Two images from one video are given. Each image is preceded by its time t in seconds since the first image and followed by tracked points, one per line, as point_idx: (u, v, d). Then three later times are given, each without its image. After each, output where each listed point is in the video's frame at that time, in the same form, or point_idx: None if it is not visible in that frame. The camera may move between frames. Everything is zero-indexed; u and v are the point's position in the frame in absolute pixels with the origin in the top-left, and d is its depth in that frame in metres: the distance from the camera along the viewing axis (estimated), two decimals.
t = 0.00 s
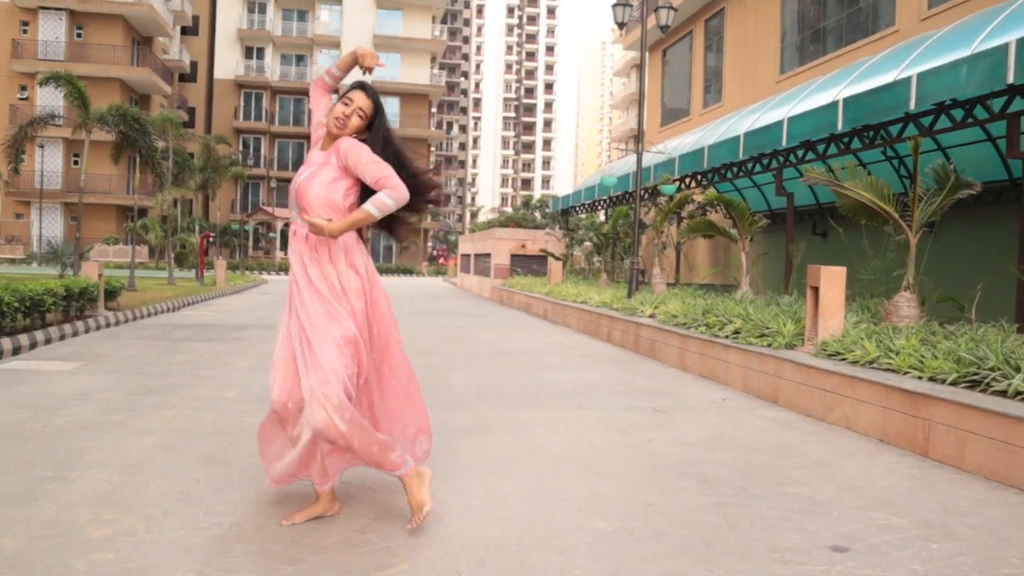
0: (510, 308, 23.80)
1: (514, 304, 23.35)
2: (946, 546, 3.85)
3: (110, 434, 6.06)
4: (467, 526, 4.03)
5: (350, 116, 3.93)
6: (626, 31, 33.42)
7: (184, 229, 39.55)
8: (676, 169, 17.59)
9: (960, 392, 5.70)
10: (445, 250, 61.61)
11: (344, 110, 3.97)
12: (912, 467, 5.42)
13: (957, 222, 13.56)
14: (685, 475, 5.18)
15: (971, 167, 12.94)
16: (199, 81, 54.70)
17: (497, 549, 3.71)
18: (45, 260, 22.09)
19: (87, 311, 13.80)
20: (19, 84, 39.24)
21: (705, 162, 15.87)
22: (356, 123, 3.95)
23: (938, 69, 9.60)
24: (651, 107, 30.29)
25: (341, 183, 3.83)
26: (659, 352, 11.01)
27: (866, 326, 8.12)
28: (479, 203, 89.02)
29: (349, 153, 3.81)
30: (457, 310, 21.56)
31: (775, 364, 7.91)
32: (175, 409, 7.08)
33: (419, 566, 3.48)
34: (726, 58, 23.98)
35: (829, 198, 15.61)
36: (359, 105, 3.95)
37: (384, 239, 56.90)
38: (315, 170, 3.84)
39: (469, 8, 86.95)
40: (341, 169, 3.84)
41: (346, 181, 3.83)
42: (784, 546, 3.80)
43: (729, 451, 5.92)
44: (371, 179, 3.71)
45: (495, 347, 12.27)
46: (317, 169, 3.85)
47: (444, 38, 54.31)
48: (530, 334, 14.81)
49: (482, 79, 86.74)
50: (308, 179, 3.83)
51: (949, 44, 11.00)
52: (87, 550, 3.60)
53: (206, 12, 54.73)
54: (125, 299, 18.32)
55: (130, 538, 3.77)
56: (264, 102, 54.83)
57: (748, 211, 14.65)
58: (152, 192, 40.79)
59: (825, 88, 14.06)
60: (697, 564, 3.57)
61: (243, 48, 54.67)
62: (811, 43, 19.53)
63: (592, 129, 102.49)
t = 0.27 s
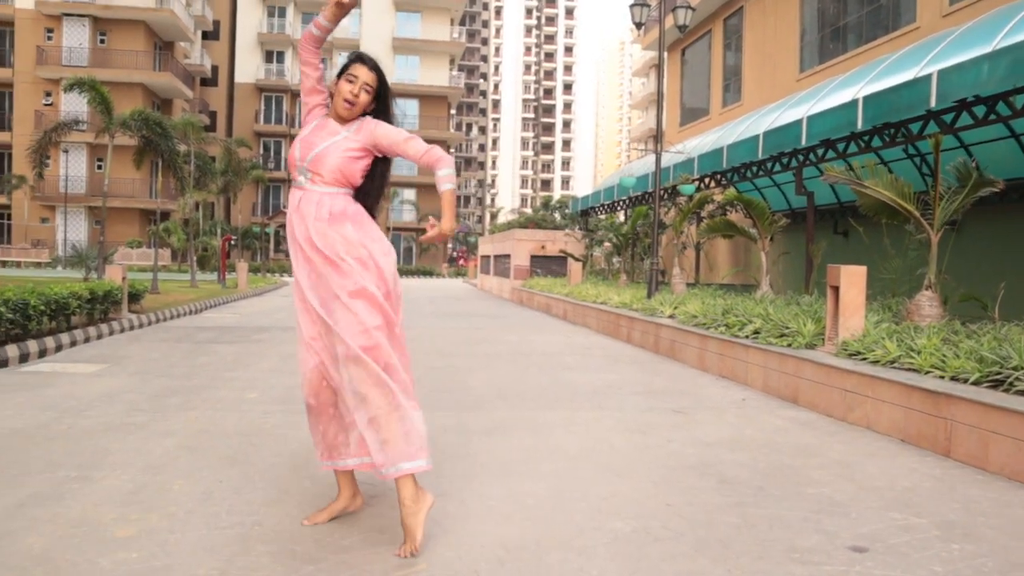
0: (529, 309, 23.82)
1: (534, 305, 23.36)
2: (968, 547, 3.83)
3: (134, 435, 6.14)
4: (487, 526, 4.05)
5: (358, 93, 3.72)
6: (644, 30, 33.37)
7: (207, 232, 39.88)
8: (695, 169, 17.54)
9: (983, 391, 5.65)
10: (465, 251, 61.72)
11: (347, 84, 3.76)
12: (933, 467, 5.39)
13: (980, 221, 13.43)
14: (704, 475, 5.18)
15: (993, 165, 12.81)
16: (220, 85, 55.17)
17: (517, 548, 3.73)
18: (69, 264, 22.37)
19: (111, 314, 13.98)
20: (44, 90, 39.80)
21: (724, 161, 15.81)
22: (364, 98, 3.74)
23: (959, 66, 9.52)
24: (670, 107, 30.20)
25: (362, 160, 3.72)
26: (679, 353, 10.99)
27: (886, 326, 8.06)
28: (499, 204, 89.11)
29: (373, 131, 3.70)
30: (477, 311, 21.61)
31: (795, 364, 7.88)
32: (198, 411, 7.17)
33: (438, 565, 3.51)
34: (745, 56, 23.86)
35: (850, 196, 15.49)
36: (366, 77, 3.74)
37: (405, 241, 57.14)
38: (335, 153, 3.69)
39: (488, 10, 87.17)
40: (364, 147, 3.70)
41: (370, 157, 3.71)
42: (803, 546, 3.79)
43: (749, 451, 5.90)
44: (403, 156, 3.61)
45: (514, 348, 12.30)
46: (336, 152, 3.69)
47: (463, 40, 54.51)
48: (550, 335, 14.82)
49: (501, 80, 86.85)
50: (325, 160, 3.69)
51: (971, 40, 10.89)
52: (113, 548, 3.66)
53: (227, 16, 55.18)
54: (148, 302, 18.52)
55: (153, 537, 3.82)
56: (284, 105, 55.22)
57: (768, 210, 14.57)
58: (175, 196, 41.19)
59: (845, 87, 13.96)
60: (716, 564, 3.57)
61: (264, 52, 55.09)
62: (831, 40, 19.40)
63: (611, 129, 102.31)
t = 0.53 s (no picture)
0: (549, 310, 23.81)
1: (553, 306, 23.34)
2: (989, 547, 3.80)
3: (157, 436, 6.21)
4: (505, 525, 4.07)
5: (362, 107, 3.79)
6: (663, 30, 33.27)
7: (228, 235, 40.17)
8: (714, 168, 17.47)
9: (1005, 391, 5.60)
10: (484, 252, 61.76)
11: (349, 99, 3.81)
12: (955, 467, 5.34)
13: (1003, 219, 13.28)
14: (722, 475, 5.17)
15: (1016, 162, 12.66)
16: (241, 89, 55.50)
17: (533, 547, 3.75)
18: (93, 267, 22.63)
19: (134, 316, 14.13)
20: (68, 96, 40.29)
21: (744, 160, 15.73)
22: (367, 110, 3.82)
23: (981, 63, 9.42)
24: (689, 106, 30.08)
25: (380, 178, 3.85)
26: (699, 353, 10.95)
27: (907, 325, 8.00)
28: (518, 205, 89.05)
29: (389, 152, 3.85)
30: (497, 312, 21.61)
31: (815, 364, 7.84)
32: (220, 412, 7.25)
33: (455, 564, 3.54)
34: (765, 55, 23.72)
35: (870, 195, 15.37)
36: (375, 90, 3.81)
37: (424, 243, 57.27)
38: (364, 171, 3.76)
39: (506, 11, 87.26)
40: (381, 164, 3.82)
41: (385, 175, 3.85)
42: (821, 546, 3.78)
43: (768, 451, 5.88)
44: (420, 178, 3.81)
45: (533, 349, 12.30)
46: (364, 167, 3.77)
47: (481, 42, 54.60)
48: (569, 336, 14.81)
49: (519, 81, 86.82)
50: (355, 177, 3.74)
51: (993, 37, 10.78)
52: (137, 547, 3.72)
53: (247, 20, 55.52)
54: (170, 305, 18.70)
55: (175, 535, 3.88)
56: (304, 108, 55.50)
57: (788, 209, 14.48)
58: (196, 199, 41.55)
59: (865, 84, 13.86)
60: (733, 563, 3.57)
61: (284, 55, 55.40)
62: (852, 37, 19.25)
63: (631, 129, 101.99)
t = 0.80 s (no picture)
0: (571, 311, 23.81)
1: (575, 307, 23.34)
2: (1010, 549, 3.78)
3: (182, 436, 6.30)
4: (523, 525, 4.11)
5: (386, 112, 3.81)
6: (686, 30, 33.18)
7: (252, 238, 40.52)
8: (737, 168, 17.37)
9: None
10: (507, 254, 61.83)
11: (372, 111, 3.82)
12: (977, 468, 5.31)
13: None
14: (742, 475, 5.18)
15: None
16: (264, 92, 55.56)
17: (552, 546, 3.78)
18: (120, 269, 22.95)
19: (160, 318, 14.33)
20: (95, 100, 40.85)
21: (766, 160, 15.65)
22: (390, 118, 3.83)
23: (1006, 61, 9.33)
24: (712, 106, 29.94)
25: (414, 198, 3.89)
26: (721, 354, 10.92)
27: (931, 325, 7.94)
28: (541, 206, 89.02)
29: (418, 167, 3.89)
30: (520, 313, 21.64)
31: (837, 364, 7.81)
32: (244, 412, 7.35)
33: (474, 561, 3.58)
34: (788, 54, 23.57)
35: (894, 195, 15.25)
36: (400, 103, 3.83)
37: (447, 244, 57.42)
38: (405, 191, 3.76)
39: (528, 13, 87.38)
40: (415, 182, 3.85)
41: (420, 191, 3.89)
42: (840, 546, 3.78)
43: (789, 452, 5.88)
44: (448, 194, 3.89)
45: (556, 350, 12.32)
46: (405, 189, 3.77)
47: (503, 43, 54.71)
48: (591, 337, 14.82)
49: (541, 82, 86.82)
50: (398, 200, 3.73)
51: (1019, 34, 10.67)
52: (164, 543, 3.80)
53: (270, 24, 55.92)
54: (196, 306, 18.92)
55: (201, 532, 3.96)
56: (328, 111, 55.86)
57: (811, 209, 14.39)
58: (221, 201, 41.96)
59: (889, 83, 13.75)
60: (750, 562, 3.59)
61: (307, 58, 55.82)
62: (877, 36, 19.08)
63: (654, 130, 101.60)
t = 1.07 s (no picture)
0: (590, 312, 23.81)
1: (593, 308, 23.32)
2: None
3: (204, 435, 6.39)
4: (541, 524, 4.13)
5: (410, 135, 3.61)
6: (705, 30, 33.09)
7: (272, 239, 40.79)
8: (755, 169, 17.31)
9: None
10: (525, 255, 61.84)
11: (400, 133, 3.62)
12: (995, 469, 5.28)
13: None
14: (758, 475, 5.19)
15: None
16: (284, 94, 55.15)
17: (569, 545, 3.82)
18: (142, 271, 23.18)
19: (182, 319, 14.48)
20: (117, 104, 41.19)
21: (784, 161, 15.59)
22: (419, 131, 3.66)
23: None
24: (730, 107, 29.85)
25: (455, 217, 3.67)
26: (739, 355, 10.89)
27: (950, 327, 7.89)
28: (559, 208, 88.97)
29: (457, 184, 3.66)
30: (538, 314, 21.68)
31: (855, 365, 7.78)
32: (265, 412, 7.44)
33: (491, 561, 3.61)
34: (808, 53, 23.45)
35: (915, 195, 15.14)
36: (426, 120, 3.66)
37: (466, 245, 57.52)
38: (446, 214, 3.56)
39: (546, 14, 87.47)
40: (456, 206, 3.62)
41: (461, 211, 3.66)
42: (856, 547, 3.79)
43: (806, 452, 5.88)
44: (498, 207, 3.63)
45: (574, 351, 12.34)
46: (446, 213, 3.56)
47: (521, 45, 54.81)
48: (609, 338, 14.82)
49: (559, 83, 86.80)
50: (439, 229, 3.53)
51: None
52: (187, 539, 3.87)
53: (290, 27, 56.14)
54: (216, 308, 19.09)
55: (223, 529, 4.02)
56: (347, 113, 56.12)
57: (830, 210, 14.31)
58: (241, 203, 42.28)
59: (908, 83, 13.67)
60: (766, 561, 3.61)
61: (326, 61, 56.16)
62: (897, 34, 18.95)
63: (673, 131, 101.25)
